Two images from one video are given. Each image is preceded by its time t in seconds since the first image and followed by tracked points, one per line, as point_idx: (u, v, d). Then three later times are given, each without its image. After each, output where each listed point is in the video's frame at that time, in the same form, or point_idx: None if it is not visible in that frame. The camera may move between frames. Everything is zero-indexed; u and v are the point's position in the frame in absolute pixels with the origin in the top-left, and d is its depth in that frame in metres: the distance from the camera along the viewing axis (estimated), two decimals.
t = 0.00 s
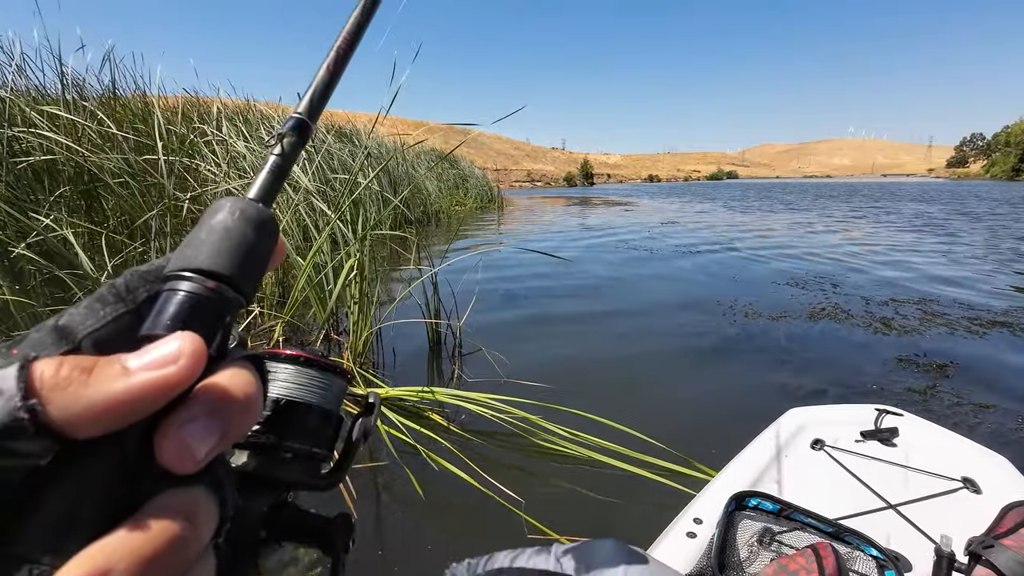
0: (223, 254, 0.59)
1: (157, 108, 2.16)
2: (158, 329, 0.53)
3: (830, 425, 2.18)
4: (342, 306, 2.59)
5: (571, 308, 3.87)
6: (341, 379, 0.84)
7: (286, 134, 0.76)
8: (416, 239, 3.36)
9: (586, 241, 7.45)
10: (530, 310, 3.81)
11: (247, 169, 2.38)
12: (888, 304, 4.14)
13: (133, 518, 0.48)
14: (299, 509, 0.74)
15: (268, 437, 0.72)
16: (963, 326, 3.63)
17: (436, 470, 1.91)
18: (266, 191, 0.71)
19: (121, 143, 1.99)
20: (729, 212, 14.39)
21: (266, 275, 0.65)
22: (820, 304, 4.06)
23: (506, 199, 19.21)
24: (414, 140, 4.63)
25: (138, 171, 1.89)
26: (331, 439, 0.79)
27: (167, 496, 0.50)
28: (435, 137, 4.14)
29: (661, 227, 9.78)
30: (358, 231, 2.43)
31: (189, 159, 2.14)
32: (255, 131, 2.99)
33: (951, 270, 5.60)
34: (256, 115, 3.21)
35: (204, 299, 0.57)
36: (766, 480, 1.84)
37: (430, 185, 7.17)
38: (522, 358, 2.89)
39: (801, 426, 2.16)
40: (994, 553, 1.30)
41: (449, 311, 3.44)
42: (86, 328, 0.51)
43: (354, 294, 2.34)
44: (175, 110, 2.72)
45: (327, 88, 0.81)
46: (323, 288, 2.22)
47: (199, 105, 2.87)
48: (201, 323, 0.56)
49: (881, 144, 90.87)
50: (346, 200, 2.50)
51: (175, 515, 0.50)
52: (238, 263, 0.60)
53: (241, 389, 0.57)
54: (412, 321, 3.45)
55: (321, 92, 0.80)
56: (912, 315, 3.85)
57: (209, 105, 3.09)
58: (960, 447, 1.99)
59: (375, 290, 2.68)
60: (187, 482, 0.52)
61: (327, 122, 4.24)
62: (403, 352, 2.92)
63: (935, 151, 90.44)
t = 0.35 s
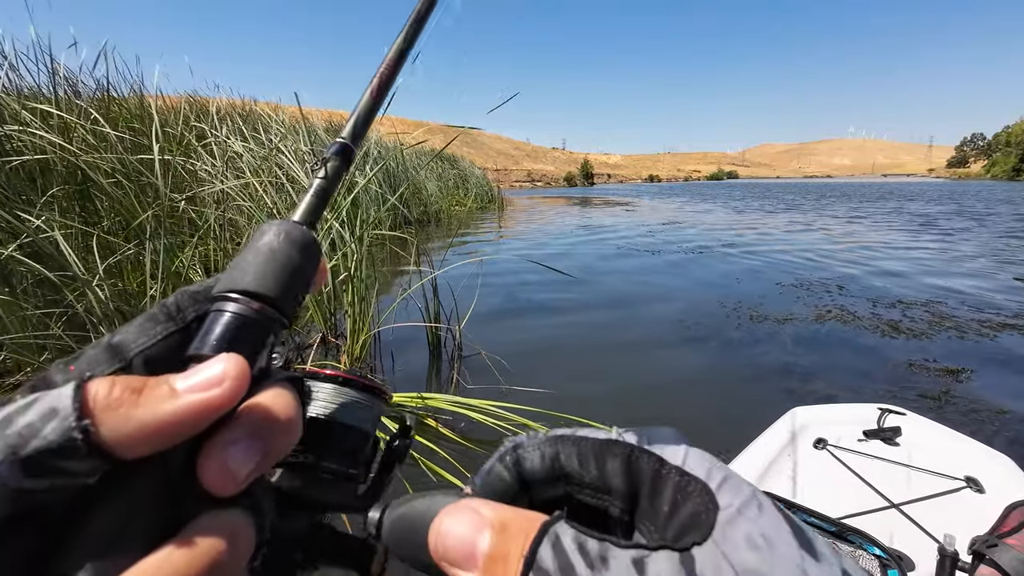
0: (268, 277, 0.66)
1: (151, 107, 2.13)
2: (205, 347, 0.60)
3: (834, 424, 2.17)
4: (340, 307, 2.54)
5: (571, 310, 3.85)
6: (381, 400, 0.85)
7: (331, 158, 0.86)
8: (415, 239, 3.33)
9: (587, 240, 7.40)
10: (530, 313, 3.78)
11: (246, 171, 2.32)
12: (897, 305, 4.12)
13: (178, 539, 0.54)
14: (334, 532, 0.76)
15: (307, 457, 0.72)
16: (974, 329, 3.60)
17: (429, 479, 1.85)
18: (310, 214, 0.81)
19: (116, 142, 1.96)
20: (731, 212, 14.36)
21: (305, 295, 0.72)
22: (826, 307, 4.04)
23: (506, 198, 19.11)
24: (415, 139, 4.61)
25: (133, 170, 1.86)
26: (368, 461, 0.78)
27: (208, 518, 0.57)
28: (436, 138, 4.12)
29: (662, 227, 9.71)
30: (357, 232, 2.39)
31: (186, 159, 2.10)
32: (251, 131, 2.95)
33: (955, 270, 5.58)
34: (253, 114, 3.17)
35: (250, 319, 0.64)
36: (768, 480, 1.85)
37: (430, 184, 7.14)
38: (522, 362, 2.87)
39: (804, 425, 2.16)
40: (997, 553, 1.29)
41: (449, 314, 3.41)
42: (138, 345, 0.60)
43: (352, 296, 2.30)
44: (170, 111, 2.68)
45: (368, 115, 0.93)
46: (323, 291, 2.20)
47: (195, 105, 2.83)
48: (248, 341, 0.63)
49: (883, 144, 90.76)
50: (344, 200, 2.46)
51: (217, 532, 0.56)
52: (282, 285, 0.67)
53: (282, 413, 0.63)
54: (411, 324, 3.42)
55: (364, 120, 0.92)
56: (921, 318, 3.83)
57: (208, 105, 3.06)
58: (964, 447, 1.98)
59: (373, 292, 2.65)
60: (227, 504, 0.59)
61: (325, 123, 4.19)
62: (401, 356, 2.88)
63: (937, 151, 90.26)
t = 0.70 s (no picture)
0: (277, 277, 0.67)
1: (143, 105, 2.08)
2: (212, 344, 0.60)
3: (838, 425, 2.16)
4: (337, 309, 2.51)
5: (573, 311, 3.81)
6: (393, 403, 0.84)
7: (342, 163, 0.85)
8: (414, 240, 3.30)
9: (589, 241, 7.38)
10: (532, 313, 3.73)
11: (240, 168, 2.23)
12: (903, 307, 4.10)
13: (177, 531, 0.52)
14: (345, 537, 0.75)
15: (319, 455, 0.73)
16: (982, 332, 3.57)
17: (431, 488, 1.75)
18: (320, 218, 0.80)
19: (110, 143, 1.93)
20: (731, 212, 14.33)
21: (315, 298, 0.72)
22: (833, 309, 4.01)
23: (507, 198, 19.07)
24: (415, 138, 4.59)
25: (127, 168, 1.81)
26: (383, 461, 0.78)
27: (213, 512, 0.54)
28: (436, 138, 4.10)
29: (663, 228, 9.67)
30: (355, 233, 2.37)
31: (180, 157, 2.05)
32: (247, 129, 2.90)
33: (956, 271, 5.57)
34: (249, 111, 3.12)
35: (260, 317, 0.64)
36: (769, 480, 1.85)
37: (431, 184, 7.13)
38: (524, 365, 2.79)
39: (806, 425, 2.15)
40: (1002, 553, 1.29)
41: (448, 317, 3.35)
42: (150, 345, 0.61)
43: (349, 297, 2.27)
44: (163, 110, 2.64)
45: (379, 125, 0.92)
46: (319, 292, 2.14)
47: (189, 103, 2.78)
48: (256, 339, 0.63)
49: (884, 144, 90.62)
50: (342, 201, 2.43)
51: (222, 524, 0.53)
52: (292, 285, 0.67)
53: (289, 409, 0.63)
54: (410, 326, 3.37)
55: (375, 128, 0.91)
56: (928, 320, 3.80)
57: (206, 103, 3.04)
58: (968, 448, 1.97)
59: (372, 292, 2.62)
60: (231, 500, 0.55)
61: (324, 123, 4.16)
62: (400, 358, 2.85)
63: (939, 151, 90.12)
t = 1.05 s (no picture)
0: (271, 285, 0.64)
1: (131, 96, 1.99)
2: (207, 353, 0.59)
3: (841, 426, 2.16)
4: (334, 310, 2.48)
5: (573, 314, 3.77)
6: (383, 405, 0.86)
7: (332, 184, 0.86)
8: (411, 242, 3.28)
9: (590, 241, 7.34)
10: (532, 316, 3.69)
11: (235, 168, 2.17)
12: (911, 310, 4.06)
13: (179, 521, 0.52)
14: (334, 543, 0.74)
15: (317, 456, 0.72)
16: (992, 335, 3.53)
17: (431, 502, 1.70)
18: (314, 235, 0.79)
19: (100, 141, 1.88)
20: (731, 211, 14.32)
21: (310, 308, 0.69)
22: (840, 312, 3.98)
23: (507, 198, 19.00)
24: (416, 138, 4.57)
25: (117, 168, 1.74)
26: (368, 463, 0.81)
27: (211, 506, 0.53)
28: (437, 138, 4.07)
29: (663, 228, 9.62)
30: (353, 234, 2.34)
31: (172, 156, 2.01)
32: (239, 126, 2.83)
33: (957, 271, 5.57)
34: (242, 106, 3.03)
35: (255, 326, 0.61)
36: (772, 480, 1.84)
37: (431, 184, 7.10)
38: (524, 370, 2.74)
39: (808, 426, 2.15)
40: (1006, 554, 1.28)
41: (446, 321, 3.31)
42: (152, 352, 0.60)
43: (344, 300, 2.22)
44: (159, 109, 2.61)
45: (369, 147, 0.92)
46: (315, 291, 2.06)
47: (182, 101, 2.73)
48: (250, 347, 0.60)
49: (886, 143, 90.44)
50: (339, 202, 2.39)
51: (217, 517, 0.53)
52: (287, 295, 0.65)
53: (285, 409, 0.61)
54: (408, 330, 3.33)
55: (365, 150, 0.91)
56: (937, 323, 3.76)
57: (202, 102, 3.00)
58: (973, 449, 1.96)
59: (368, 293, 2.59)
60: (230, 495, 0.54)
61: (324, 123, 4.12)
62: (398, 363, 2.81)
63: (941, 150, 89.99)
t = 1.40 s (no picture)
0: (285, 310, 0.70)
1: (122, 91, 1.92)
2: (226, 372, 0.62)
3: (843, 426, 2.16)
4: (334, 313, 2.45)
5: (574, 317, 3.74)
6: (387, 420, 0.85)
7: (341, 220, 0.93)
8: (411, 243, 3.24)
9: (592, 242, 7.30)
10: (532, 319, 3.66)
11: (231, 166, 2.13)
12: (918, 313, 4.03)
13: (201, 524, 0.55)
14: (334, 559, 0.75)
15: (318, 468, 0.74)
16: (1001, 337, 3.49)
17: (434, 522, 1.66)
18: (324, 265, 0.87)
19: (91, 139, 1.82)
20: (731, 211, 14.27)
21: (317, 333, 0.75)
22: (846, 314, 3.95)
23: (507, 198, 18.90)
24: (416, 138, 4.55)
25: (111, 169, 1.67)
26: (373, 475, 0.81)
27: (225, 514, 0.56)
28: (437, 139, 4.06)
29: (664, 228, 9.55)
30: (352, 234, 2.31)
31: (169, 156, 1.98)
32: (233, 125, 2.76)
33: (959, 271, 5.55)
34: (238, 106, 2.97)
35: (269, 349, 0.66)
36: (773, 481, 1.84)
37: (431, 185, 7.06)
38: (524, 373, 2.73)
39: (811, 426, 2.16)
40: (1008, 555, 1.28)
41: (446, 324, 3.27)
42: (171, 372, 0.62)
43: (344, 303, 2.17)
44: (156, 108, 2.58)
45: (374, 185, 1.00)
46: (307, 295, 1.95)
47: (176, 101, 2.67)
48: (264, 367, 0.64)
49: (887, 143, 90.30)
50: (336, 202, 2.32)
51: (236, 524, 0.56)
52: (298, 320, 0.71)
53: (296, 425, 0.64)
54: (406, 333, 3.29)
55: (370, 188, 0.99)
56: (946, 326, 3.73)
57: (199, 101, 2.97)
58: (976, 450, 1.96)
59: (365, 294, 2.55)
60: (244, 504, 0.58)
61: (322, 123, 4.07)
62: (396, 368, 2.76)
63: (942, 150, 89.96)
